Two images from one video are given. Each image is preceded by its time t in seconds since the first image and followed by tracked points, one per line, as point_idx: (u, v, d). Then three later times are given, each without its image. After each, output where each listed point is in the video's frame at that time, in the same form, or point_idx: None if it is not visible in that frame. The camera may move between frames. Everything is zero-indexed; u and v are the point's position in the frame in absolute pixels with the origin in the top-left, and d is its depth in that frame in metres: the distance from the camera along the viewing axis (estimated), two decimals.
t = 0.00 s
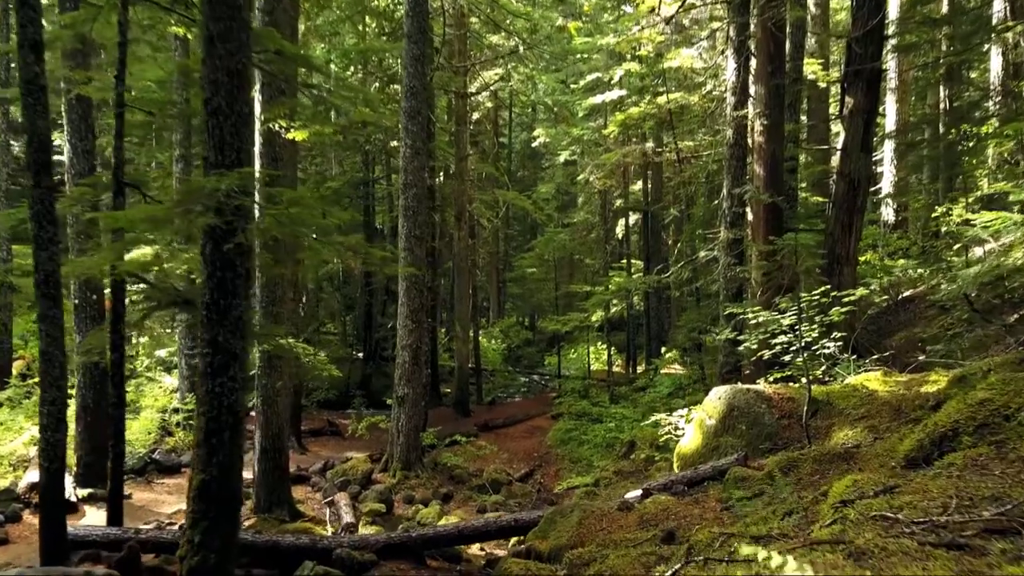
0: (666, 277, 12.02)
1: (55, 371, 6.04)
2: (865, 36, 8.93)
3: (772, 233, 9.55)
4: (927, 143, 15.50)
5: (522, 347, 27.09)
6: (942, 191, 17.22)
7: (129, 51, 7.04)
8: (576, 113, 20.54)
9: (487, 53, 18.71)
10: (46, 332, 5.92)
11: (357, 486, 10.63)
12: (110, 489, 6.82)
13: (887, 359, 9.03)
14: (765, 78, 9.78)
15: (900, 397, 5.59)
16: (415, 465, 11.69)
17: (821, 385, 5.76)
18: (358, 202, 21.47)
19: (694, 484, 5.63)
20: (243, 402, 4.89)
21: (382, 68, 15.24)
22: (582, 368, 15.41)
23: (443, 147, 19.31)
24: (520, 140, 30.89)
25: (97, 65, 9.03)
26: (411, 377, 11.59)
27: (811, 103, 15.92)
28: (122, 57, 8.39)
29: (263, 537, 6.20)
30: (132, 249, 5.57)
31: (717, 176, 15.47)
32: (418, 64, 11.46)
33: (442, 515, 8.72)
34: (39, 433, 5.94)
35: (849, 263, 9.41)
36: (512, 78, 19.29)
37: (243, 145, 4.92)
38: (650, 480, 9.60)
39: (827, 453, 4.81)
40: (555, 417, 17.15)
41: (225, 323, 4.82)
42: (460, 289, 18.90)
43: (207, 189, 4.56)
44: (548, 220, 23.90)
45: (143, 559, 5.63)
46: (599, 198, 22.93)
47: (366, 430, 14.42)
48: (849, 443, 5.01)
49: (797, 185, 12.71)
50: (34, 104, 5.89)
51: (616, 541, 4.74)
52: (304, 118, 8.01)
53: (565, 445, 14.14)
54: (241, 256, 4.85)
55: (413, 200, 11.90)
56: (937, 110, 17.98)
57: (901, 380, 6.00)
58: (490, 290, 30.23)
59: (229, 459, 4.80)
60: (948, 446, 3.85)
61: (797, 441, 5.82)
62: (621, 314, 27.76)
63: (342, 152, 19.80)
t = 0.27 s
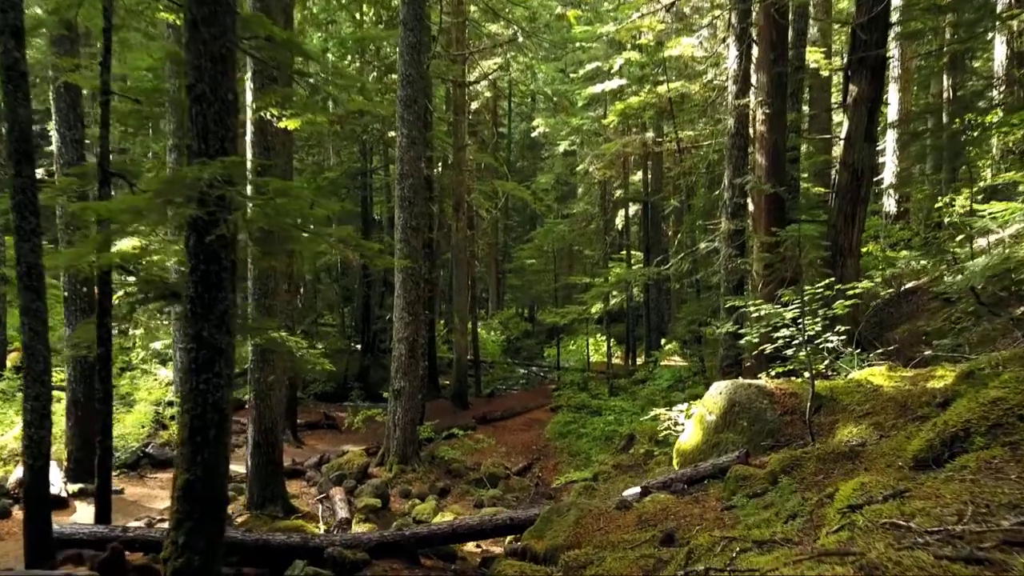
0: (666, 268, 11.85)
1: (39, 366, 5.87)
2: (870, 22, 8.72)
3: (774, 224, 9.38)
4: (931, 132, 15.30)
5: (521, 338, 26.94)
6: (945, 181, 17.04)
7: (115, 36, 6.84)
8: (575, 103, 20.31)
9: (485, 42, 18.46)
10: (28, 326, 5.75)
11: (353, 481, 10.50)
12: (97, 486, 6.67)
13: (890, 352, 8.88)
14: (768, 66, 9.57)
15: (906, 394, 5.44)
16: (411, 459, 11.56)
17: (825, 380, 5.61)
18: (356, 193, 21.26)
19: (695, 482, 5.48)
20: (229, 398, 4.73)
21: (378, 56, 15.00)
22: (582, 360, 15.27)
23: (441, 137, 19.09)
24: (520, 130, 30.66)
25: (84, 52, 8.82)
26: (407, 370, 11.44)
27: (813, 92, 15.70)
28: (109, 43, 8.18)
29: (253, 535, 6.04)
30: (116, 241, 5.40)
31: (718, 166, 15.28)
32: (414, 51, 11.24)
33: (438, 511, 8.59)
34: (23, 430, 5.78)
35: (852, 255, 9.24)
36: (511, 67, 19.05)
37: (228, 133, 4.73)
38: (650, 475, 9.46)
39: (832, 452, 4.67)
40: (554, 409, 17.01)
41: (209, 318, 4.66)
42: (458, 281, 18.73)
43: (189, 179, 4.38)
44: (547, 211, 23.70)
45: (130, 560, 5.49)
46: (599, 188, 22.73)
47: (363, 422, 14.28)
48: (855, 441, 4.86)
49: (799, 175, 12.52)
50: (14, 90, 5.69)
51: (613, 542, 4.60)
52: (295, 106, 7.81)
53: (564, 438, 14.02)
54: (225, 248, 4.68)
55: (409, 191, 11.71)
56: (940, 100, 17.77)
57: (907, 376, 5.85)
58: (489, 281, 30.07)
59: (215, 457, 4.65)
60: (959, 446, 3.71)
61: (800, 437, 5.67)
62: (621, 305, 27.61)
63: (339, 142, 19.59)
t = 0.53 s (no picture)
0: (666, 259, 11.65)
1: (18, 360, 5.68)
2: (876, 6, 8.49)
3: (777, 213, 9.18)
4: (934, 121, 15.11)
5: (520, 328, 26.78)
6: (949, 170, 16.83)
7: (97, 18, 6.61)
8: (574, 91, 20.06)
9: (483, 28, 18.19)
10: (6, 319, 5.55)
11: (347, 475, 10.36)
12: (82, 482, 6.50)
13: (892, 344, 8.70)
14: (771, 52, 9.34)
15: (914, 391, 5.26)
16: (408, 452, 11.40)
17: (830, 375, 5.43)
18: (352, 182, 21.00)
19: (695, 481, 5.32)
20: (212, 394, 4.54)
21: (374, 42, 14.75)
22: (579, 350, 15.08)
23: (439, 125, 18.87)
24: (519, 119, 30.38)
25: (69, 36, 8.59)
26: (403, 362, 11.27)
27: (816, 79, 15.46)
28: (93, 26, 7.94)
29: (241, 534, 5.87)
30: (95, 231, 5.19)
31: (718, 155, 15.06)
32: (409, 37, 10.99)
33: (433, 506, 8.43)
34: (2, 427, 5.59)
35: (855, 245, 9.05)
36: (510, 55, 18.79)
37: (208, 119, 4.53)
38: (649, 471, 9.30)
39: (838, 450, 4.50)
40: (552, 401, 16.86)
41: (190, 312, 4.47)
42: (455, 271, 18.53)
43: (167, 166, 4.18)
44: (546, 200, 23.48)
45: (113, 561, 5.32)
46: (598, 177, 22.51)
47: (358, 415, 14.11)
48: (862, 440, 4.69)
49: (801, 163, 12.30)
50: None
51: (610, 544, 4.44)
52: (285, 92, 7.60)
53: (562, 430, 13.87)
54: (207, 239, 4.50)
55: (404, 179, 11.50)
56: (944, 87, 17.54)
57: (914, 371, 5.67)
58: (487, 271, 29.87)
59: (197, 454, 4.47)
60: (975, 448, 3.53)
61: (805, 434, 5.49)
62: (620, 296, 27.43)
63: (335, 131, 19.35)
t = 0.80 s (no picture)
0: (666, 251, 11.49)
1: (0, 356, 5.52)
2: None
3: (778, 204, 9.03)
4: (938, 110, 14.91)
5: (519, 320, 26.62)
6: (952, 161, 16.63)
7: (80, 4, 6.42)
8: (573, 80, 19.83)
9: (481, 16, 17.95)
10: None
11: (343, 469, 10.22)
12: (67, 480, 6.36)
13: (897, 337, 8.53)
14: (773, 39, 9.14)
15: (922, 387, 5.10)
16: (404, 446, 11.25)
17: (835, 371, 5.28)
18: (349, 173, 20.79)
19: (695, 479, 5.17)
20: (196, 392, 4.39)
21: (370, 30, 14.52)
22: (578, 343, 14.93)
23: (436, 115, 18.66)
24: (518, 109, 30.12)
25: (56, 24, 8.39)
26: (399, 355, 11.12)
27: (818, 68, 15.25)
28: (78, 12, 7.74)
29: (230, 533, 5.72)
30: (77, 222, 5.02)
31: (719, 146, 14.87)
32: (404, 24, 10.78)
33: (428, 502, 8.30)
34: None
35: (859, 237, 8.89)
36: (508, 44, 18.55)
37: (190, 106, 4.36)
38: (650, 466, 9.15)
39: (843, 449, 4.36)
40: (551, 393, 16.72)
41: (172, 306, 4.30)
42: (453, 262, 18.36)
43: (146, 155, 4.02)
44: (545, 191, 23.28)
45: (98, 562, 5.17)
46: (598, 168, 22.30)
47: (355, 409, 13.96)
48: (867, 438, 4.54)
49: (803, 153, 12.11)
50: None
51: (607, 547, 4.30)
52: (276, 80, 7.41)
53: (561, 423, 13.73)
54: (189, 231, 4.33)
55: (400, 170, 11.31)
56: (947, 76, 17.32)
57: (921, 366, 5.51)
58: (486, 262, 29.67)
59: (180, 453, 4.32)
60: (988, 450, 3.39)
61: (808, 431, 5.34)
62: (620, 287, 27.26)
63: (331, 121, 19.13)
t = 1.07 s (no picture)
0: (666, 241, 11.28)
1: None
2: None
3: (781, 193, 8.85)
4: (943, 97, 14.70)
5: (518, 310, 26.44)
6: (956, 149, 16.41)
7: None
8: (572, 67, 19.56)
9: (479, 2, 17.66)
10: None
11: (338, 463, 10.07)
12: (51, 477, 6.20)
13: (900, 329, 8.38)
14: (777, 24, 8.90)
15: (931, 384, 4.94)
16: (400, 439, 11.10)
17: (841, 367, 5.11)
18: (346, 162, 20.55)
19: (696, 479, 5.01)
20: (176, 390, 4.21)
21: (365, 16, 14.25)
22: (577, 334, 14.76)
23: (434, 103, 18.42)
24: (517, 97, 29.84)
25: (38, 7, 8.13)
26: (395, 347, 10.95)
27: (821, 55, 14.99)
28: None
29: (217, 532, 5.56)
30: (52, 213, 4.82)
31: (720, 134, 14.64)
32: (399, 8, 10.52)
33: (423, 498, 8.15)
34: None
35: (863, 227, 8.70)
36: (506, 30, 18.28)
37: (169, 92, 4.15)
38: (650, 460, 8.98)
39: (850, 449, 4.20)
40: (549, 384, 16.57)
41: (150, 301, 4.11)
42: (451, 252, 18.16)
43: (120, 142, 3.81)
44: (544, 180, 23.04)
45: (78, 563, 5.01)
46: (597, 156, 22.05)
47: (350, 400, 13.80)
48: (876, 437, 4.37)
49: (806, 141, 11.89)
50: None
51: (604, 551, 4.12)
52: (265, 66, 7.19)
53: (560, 415, 13.58)
54: (168, 222, 4.14)
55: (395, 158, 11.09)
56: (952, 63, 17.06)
57: (930, 362, 5.35)
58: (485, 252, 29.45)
59: (161, 453, 4.15)
60: (1006, 455, 3.24)
61: (812, 428, 5.18)
62: (619, 277, 27.05)
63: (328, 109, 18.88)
